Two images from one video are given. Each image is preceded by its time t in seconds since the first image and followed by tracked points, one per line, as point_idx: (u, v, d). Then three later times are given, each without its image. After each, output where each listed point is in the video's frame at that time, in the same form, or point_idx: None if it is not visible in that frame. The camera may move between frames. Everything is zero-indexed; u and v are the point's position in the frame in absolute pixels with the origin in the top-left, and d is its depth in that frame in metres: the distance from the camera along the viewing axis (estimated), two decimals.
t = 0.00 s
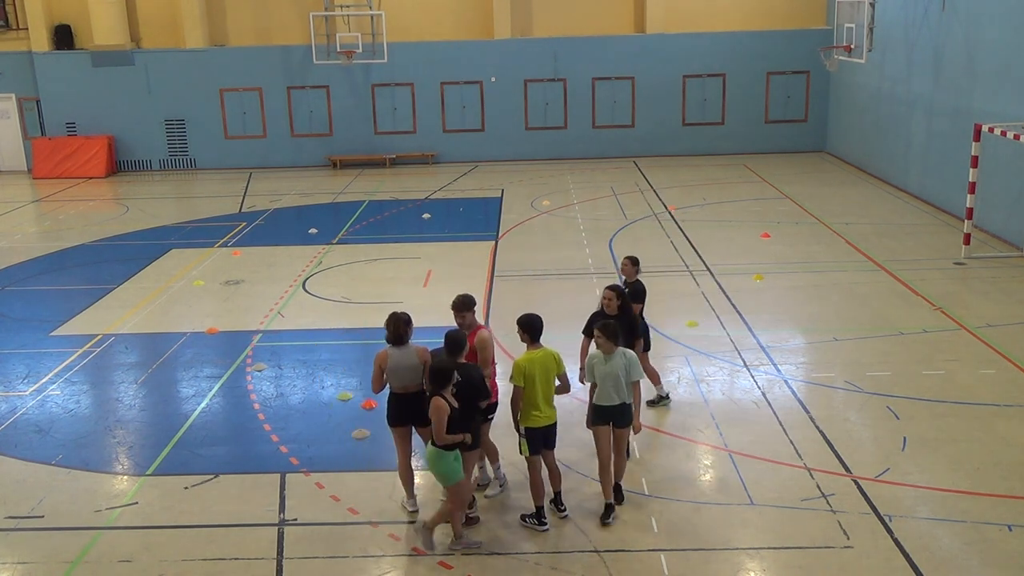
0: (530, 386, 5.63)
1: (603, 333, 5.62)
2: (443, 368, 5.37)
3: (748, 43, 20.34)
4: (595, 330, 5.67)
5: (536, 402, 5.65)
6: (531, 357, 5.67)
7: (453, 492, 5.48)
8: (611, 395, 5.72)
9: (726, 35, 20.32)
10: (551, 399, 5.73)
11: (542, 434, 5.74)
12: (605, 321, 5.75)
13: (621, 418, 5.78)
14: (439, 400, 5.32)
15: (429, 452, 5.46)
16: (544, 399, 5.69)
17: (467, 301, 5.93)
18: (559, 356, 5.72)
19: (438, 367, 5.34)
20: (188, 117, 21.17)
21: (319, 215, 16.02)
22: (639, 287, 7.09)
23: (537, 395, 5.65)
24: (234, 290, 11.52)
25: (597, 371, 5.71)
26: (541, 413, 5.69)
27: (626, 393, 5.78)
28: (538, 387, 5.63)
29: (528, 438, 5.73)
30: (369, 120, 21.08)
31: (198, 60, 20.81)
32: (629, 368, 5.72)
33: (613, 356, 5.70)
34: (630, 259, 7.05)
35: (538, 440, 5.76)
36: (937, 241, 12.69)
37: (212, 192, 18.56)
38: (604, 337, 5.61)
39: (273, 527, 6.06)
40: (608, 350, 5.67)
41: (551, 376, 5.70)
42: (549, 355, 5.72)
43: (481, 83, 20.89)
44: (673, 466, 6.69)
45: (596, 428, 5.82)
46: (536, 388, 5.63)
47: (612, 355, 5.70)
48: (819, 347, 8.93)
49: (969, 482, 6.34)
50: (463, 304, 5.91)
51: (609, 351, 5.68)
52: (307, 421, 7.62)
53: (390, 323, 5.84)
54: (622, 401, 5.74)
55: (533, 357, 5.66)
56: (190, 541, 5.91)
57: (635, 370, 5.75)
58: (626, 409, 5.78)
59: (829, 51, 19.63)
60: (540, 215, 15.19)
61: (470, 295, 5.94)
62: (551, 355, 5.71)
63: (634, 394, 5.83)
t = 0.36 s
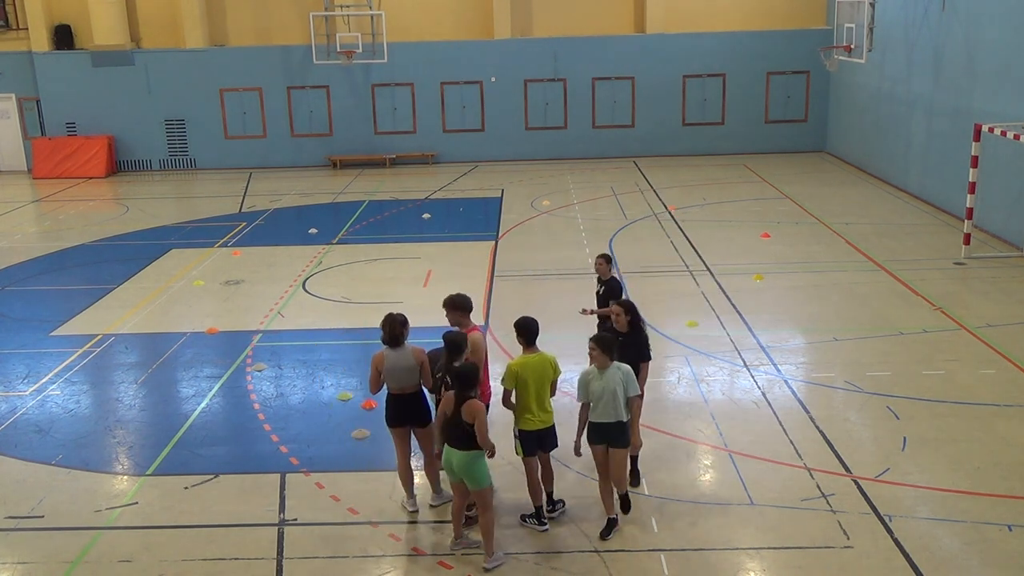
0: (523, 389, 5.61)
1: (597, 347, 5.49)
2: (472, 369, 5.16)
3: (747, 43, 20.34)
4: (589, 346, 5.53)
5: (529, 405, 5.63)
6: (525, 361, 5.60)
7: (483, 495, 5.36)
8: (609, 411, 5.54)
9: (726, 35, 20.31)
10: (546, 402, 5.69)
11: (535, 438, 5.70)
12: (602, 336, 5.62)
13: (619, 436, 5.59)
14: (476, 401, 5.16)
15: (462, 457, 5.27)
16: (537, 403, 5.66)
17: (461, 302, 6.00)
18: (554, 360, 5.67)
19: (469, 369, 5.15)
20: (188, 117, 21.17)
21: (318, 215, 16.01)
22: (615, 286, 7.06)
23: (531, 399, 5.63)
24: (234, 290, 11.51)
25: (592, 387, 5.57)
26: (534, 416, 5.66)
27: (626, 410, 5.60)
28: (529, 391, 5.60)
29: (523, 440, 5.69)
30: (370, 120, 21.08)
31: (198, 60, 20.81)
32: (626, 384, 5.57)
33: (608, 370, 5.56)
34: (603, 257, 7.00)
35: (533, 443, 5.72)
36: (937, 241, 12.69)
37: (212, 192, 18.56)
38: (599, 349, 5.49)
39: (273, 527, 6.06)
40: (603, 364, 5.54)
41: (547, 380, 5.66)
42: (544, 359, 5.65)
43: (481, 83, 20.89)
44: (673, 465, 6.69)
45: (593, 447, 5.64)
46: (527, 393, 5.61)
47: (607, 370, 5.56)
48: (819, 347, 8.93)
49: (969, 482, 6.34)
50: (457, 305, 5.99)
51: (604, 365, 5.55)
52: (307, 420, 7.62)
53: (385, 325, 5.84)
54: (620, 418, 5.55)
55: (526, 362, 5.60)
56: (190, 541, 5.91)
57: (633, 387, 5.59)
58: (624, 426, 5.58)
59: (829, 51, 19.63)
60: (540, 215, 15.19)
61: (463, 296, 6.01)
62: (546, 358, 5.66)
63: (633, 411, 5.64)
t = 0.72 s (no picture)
0: (520, 391, 5.61)
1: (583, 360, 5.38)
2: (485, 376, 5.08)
3: (748, 43, 20.34)
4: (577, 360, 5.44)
5: (524, 407, 5.64)
6: (523, 362, 5.62)
7: (491, 507, 5.29)
8: (594, 427, 5.41)
9: (726, 35, 20.31)
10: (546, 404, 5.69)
11: (532, 440, 5.70)
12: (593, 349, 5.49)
13: (606, 454, 5.42)
14: (492, 407, 5.13)
15: (478, 468, 5.18)
16: (535, 405, 5.65)
17: (456, 304, 6.03)
18: (554, 363, 5.67)
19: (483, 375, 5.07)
20: (188, 117, 21.17)
21: (318, 215, 16.01)
22: (595, 288, 7.22)
23: (528, 400, 5.62)
24: (233, 290, 11.51)
25: (579, 403, 5.46)
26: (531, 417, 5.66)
27: (614, 427, 5.44)
28: (525, 393, 5.60)
29: (520, 440, 5.69)
30: (370, 120, 21.08)
31: (198, 60, 20.81)
32: (613, 400, 5.41)
33: (595, 386, 5.43)
34: (583, 260, 7.17)
35: (531, 444, 5.71)
36: (937, 241, 12.70)
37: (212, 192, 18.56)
38: (583, 364, 5.39)
39: (273, 527, 6.06)
40: (590, 379, 5.42)
41: (546, 382, 5.66)
42: (542, 361, 5.65)
43: (481, 83, 20.89)
44: (673, 466, 6.68)
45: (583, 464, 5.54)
46: (525, 393, 5.61)
47: (596, 384, 5.43)
48: (819, 347, 8.94)
49: (969, 483, 6.34)
50: (453, 307, 6.02)
51: (592, 382, 5.43)
52: (307, 421, 7.62)
53: (384, 326, 5.83)
54: (605, 435, 5.41)
55: (523, 363, 5.61)
56: (191, 541, 5.92)
57: (620, 404, 5.42)
58: (611, 444, 5.42)
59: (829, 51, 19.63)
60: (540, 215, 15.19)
61: (458, 298, 6.04)
62: (546, 361, 5.67)
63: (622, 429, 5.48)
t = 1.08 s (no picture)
0: (521, 392, 5.61)
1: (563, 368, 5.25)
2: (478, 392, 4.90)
3: (747, 43, 20.34)
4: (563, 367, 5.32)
5: (525, 408, 5.63)
6: (523, 362, 5.61)
7: (482, 514, 5.18)
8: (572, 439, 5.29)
9: (726, 35, 20.31)
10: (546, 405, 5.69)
11: (534, 440, 5.70)
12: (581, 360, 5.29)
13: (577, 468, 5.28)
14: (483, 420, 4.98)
15: (473, 481, 5.02)
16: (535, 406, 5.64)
17: (450, 301, 6.05)
18: (553, 363, 5.66)
19: (476, 388, 4.91)
20: (188, 117, 21.17)
21: (318, 215, 16.01)
22: (581, 288, 7.21)
23: (527, 402, 5.62)
24: (233, 290, 11.51)
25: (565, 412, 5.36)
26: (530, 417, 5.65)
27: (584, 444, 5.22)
28: (525, 393, 5.59)
29: (520, 440, 5.70)
30: (370, 120, 21.08)
31: (198, 60, 20.81)
32: (585, 415, 5.19)
33: (575, 399, 5.26)
34: (568, 261, 7.16)
35: (531, 445, 5.71)
36: (937, 241, 12.70)
37: (212, 192, 18.56)
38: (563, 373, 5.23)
39: (273, 527, 6.06)
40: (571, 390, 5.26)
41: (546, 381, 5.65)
42: (542, 361, 5.64)
43: (481, 83, 20.89)
44: (672, 466, 6.68)
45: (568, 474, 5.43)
46: (526, 393, 5.60)
47: (576, 397, 5.26)
48: (819, 347, 8.94)
49: (969, 483, 6.34)
50: (447, 304, 6.03)
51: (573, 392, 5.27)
52: (307, 420, 7.62)
53: (383, 326, 5.82)
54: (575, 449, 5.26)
55: (523, 363, 5.60)
56: (191, 542, 5.92)
57: (592, 422, 5.15)
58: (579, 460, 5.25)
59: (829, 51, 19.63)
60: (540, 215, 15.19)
61: (452, 295, 6.06)
62: (546, 360, 5.66)
63: (593, 448, 5.22)
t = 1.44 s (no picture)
0: (522, 393, 5.61)
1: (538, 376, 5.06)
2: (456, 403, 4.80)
3: (747, 43, 20.34)
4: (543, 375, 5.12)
5: (527, 408, 5.61)
6: (524, 361, 5.62)
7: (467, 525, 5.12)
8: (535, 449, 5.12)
9: (726, 35, 20.30)
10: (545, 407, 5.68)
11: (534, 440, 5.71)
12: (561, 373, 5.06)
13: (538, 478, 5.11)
14: (466, 432, 4.88)
15: (459, 496, 4.91)
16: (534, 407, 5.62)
17: (440, 299, 6.14)
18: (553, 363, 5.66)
19: (457, 401, 4.80)
20: (188, 117, 21.16)
21: (318, 215, 16.01)
22: (570, 288, 7.26)
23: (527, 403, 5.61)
24: (233, 290, 11.51)
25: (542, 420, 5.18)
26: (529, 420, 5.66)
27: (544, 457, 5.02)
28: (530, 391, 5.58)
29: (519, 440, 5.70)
30: (369, 120, 21.08)
31: (198, 60, 20.80)
32: (548, 428, 4.98)
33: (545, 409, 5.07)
34: (556, 261, 7.22)
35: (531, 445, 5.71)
36: (937, 241, 12.70)
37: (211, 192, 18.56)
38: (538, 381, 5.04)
39: (273, 527, 6.06)
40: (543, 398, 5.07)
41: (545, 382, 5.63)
42: (542, 361, 5.65)
43: (481, 83, 20.89)
44: (672, 466, 6.68)
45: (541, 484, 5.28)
46: (527, 394, 5.60)
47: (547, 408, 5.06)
48: (819, 347, 8.94)
49: (969, 483, 6.34)
50: (437, 301, 6.13)
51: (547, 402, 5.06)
52: (307, 421, 7.62)
53: (383, 326, 5.81)
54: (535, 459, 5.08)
55: (525, 362, 5.61)
56: (191, 542, 5.92)
57: (552, 436, 4.95)
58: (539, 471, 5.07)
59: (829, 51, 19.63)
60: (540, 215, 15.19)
61: (443, 292, 6.16)
62: (545, 360, 5.66)
63: (550, 462, 4.98)
